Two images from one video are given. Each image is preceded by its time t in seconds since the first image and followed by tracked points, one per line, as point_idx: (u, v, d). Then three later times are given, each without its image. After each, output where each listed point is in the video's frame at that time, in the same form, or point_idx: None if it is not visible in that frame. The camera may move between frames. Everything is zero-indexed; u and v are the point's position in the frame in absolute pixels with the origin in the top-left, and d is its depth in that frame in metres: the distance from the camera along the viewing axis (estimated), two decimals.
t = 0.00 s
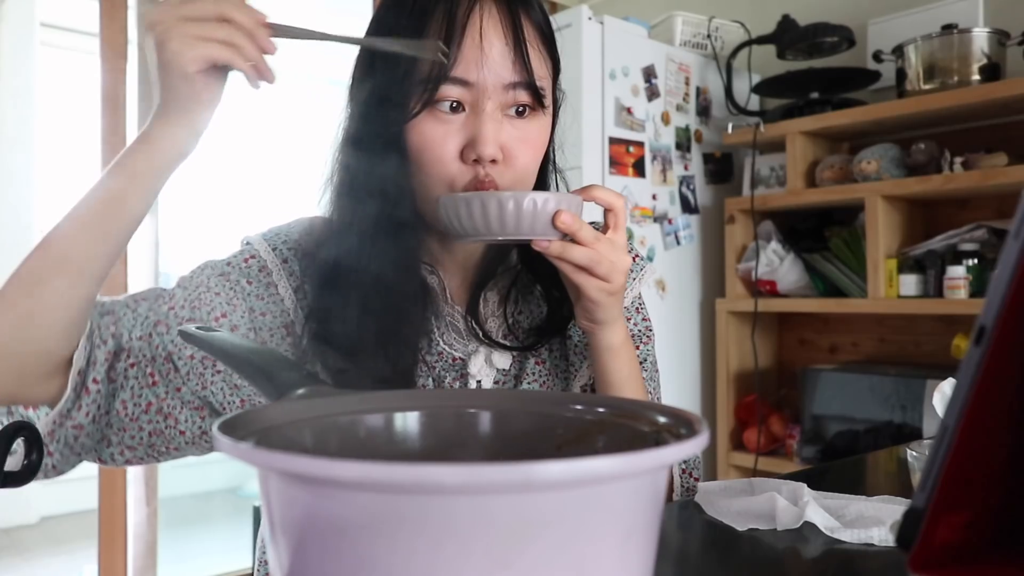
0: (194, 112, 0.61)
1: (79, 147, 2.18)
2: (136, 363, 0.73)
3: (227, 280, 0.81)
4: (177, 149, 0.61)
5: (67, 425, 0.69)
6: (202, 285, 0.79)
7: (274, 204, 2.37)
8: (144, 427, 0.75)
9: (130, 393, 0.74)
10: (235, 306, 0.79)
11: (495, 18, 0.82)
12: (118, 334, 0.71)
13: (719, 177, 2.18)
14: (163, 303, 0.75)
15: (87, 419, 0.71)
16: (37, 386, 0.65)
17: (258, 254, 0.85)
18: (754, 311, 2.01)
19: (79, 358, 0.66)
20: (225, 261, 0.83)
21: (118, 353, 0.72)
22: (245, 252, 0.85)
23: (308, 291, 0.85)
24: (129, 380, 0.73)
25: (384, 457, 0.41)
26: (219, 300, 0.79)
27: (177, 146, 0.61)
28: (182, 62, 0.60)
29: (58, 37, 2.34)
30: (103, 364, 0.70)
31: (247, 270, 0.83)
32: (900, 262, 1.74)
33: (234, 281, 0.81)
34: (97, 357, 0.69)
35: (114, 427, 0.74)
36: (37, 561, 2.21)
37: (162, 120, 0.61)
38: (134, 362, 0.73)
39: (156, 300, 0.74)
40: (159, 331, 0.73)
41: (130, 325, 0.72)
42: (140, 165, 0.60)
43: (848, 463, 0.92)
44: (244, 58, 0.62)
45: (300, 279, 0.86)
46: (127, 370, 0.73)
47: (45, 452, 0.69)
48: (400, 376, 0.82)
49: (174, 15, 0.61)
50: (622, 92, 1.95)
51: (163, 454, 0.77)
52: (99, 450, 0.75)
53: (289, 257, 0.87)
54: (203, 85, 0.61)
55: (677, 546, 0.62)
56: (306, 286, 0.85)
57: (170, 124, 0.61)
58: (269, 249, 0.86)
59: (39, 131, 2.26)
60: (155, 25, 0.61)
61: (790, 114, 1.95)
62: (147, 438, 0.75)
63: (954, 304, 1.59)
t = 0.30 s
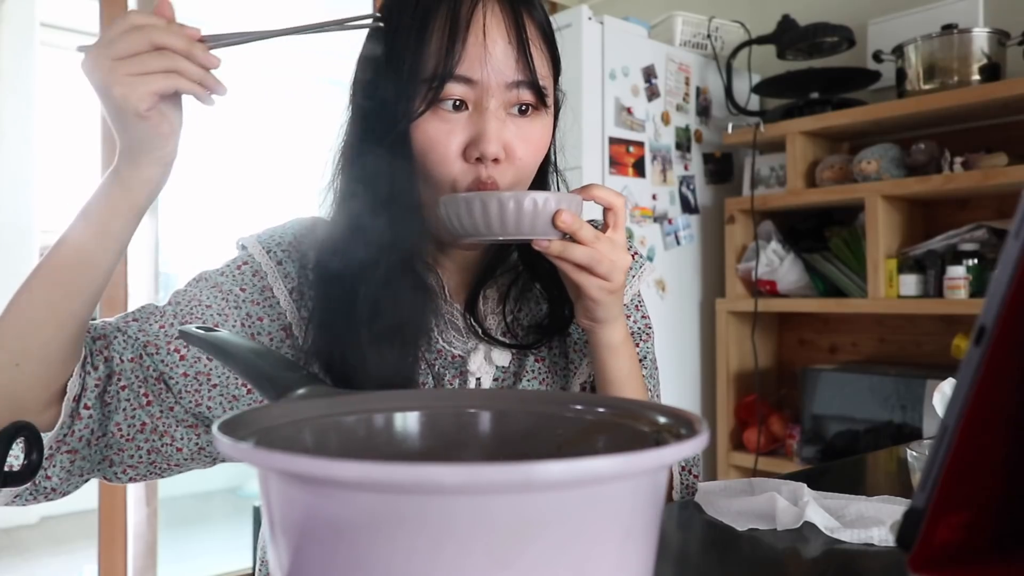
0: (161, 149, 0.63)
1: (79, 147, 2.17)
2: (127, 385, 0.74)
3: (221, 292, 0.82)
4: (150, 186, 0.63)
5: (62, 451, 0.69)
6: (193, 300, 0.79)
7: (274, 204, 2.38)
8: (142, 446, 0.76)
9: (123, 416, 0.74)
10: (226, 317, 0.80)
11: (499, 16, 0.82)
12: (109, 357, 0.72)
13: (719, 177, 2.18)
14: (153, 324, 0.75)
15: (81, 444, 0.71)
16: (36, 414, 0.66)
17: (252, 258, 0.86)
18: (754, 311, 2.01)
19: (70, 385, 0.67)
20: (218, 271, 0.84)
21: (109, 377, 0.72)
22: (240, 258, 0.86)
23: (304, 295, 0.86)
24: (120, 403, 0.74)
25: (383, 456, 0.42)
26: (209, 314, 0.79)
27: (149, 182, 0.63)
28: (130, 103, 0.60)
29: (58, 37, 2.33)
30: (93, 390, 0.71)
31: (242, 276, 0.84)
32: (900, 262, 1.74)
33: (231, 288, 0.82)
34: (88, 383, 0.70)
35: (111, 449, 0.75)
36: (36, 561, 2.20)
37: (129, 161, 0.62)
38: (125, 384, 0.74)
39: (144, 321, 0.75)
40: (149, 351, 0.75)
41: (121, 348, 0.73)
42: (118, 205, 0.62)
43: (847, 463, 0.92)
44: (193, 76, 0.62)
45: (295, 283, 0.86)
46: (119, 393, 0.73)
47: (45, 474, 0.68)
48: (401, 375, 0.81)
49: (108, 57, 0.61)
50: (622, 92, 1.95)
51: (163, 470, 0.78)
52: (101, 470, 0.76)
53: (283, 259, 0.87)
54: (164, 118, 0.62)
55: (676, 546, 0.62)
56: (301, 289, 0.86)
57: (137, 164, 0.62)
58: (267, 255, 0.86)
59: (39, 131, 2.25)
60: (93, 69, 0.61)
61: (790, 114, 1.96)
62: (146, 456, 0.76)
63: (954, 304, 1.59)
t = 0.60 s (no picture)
0: (154, 157, 0.63)
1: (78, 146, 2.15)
2: (125, 389, 0.74)
3: (223, 291, 0.82)
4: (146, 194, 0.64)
5: (62, 455, 0.69)
6: (191, 302, 0.79)
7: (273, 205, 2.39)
8: (142, 450, 0.76)
9: (122, 420, 0.74)
10: (224, 318, 0.80)
11: (499, 17, 0.82)
12: (107, 362, 0.72)
13: (719, 177, 2.18)
14: (150, 328, 0.75)
15: (80, 448, 0.71)
16: (35, 418, 0.66)
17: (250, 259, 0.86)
18: (754, 311, 2.01)
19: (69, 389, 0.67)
20: (216, 273, 0.84)
21: (108, 381, 0.72)
22: (239, 259, 0.86)
23: (302, 295, 0.86)
24: (118, 408, 0.73)
25: (383, 457, 0.42)
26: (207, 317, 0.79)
27: (144, 190, 0.63)
28: (121, 114, 0.61)
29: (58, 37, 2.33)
30: (92, 395, 0.71)
31: (241, 277, 0.84)
32: (900, 262, 1.74)
33: (238, 289, 0.83)
34: (86, 388, 0.70)
35: (111, 453, 0.75)
36: (37, 561, 2.20)
37: (124, 169, 0.62)
38: (123, 389, 0.74)
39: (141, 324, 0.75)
40: (146, 353, 0.75)
41: (119, 352, 0.73)
42: (112, 215, 0.62)
43: (848, 463, 0.92)
44: (181, 84, 0.62)
45: (293, 282, 0.87)
46: (117, 397, 0.73)
47: (44, 478, 0.68)
48: (400, 374, 0.81)
49: (95, 70, 0.61)
50: (622, 92, 1.95)
51: (164, 472, 0.78)
52: (102, 474, 0.76)
53: (282, 259, 0.88)
54: (155, 127, 0.62)
55: (676, 546, 0.62)
56: (300, 289, 0.86)
57: (132, 172, 0.62)
58: (267, 256, 0.87)
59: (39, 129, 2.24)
60: (81, 83, 0.61)
61: (790, 114, 1.96)
62: (146, 460, 0.76)
63: (954, 304, 1.59)
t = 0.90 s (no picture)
0: (156, 167, 0.63)
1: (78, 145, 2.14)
2: (128, 395, 0.74)
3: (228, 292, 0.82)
4: (147, 202, 0.64)
5: (66, 462, 0.70)
6: (193, 306, 0.79)
7: (274, 205, 2.40)
8: (145, 455, 0.76)
9: (125, 425, 0.74)
10: (227, 321, 0.80)
11: (497, 17, 0.82)
12: (110, 368, 0.73)
13: (719, 177, 2.18)
14: (153, 333, 0.75)
15: (84, 455, 0.71)
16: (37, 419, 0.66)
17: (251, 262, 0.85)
18: (754, 311, 2.01)
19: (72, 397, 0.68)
20: (218, 276, 0.83)
21: (111, 387, 0.73)
22: (240, 263, 0.85)
23: (303, 297, 0.86)
24: (121, 413, 0.73)
25: (383, 456, 0.42)
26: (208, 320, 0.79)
27: (147, 199, 0.63)
28: (124, 123, 0.61)
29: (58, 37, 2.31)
30: (95, 402, 0.71)
31: (242, 280, 0.84)
32: (900, 262, 1.74)
33: (242, 290, 0.83)
34: (89, 395, 0.70)
35: (115, 458, 0.75)
36: (36, 561, 2.20)
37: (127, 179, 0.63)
38: (126, 395, 0.74)
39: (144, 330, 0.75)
40: (148, 358, 0.75)
41: (122, 358, 0.73)
42: (115, 225, 0.62)
43: (848, 463, 0.92)
44: (182, 92, 0.62)
45: (295, 284, 0.86)
46: (120, 403, 0.73)
47: (49, 485, 0.69)
48: (400, 375, 0.81)
49: (97, 80, 0.61)
50: (622, 92, 1.95)
51: (169, 477, 0.78)
52: (107, 479, 0.76)
53: (283, 260, 0.87)
54: (158, 136, 0.62)
55: (676, 546, 0.62)
56: (301, 291, 0.86)
57: (135, 182, 0.63)
58: (269, 257, 0.86)
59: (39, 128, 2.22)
60: (83, 94, 0.60)
61: (790, 114, 1.96)
62: (151, 464, 0.76)
63: (954, 304, 1.59)
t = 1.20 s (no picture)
0: (149, 171, 0.62)
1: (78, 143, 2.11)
2: (125, 395, 0.74)
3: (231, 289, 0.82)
4: (140, 209, 0.63)
5: (62, 462, 0.70)
6: (191, 304, 0.79)
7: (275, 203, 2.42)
8: (142, 454, 0.76)
9: (121, 425, 0.74)
10: (224, 319, 0.80)
11: (499, 15, 0.82)
12: (106, 368, 0.72)
13: (719, 177, 2.18)
14: (150, 332, 0.75)
15: (81, 454, 0.71)
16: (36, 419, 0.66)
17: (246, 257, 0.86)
18: (754, 311, 2.01)
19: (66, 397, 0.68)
20: (216, 274, 0.83)
21: (107, 386, 0.72)
22: (240, 262, 0.85)
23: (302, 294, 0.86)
24: (118, 413, 0.73)
25: (383, 456, 0.42)
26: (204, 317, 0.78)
27: (140, 205, 0.63)
28: (113, 131, 0.60)
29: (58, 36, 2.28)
30: (92, 402, 0.71)
31: (241, 278, 0.84)
32: (900, 262, 1.74)
33: (243, 289, 0.83)
34: (86, 396, 0.70)
35: (113, 457, 0.75)
36: (36, 561, 2.20)
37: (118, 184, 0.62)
38: (123, 395, 0.74)
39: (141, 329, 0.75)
40: (145, 357, 0.75)
41: (119, 358, 0.73)
42: (108, 232, 0.62)
43: (848, 463, 0.92)
44: (171, 97, 0.61)
45: (293, 282, 0.87)
46: (116, 403, 0.73)
47: (46, 484, 0.69)
48: (399, 373, 0.80)
49: (85, 88, 0.60)
50: (622, 92, 1.95)
51: (165, 475, 0.78)
52: (104, 478, 0.76)
53: (282, 259, 0.87)
54: (149, 140, 0.61)
55: (676, 546, 0.62)
56: (300, 289, 0.87)
57: (128, 188, 0.62)
58: (268, 255, 0.87)
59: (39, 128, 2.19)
60: (71, 100, 0.60)
61: (790, 114, 1.96)
62: (147, 463, 0.76)
63: (954, 304, 1.59)
